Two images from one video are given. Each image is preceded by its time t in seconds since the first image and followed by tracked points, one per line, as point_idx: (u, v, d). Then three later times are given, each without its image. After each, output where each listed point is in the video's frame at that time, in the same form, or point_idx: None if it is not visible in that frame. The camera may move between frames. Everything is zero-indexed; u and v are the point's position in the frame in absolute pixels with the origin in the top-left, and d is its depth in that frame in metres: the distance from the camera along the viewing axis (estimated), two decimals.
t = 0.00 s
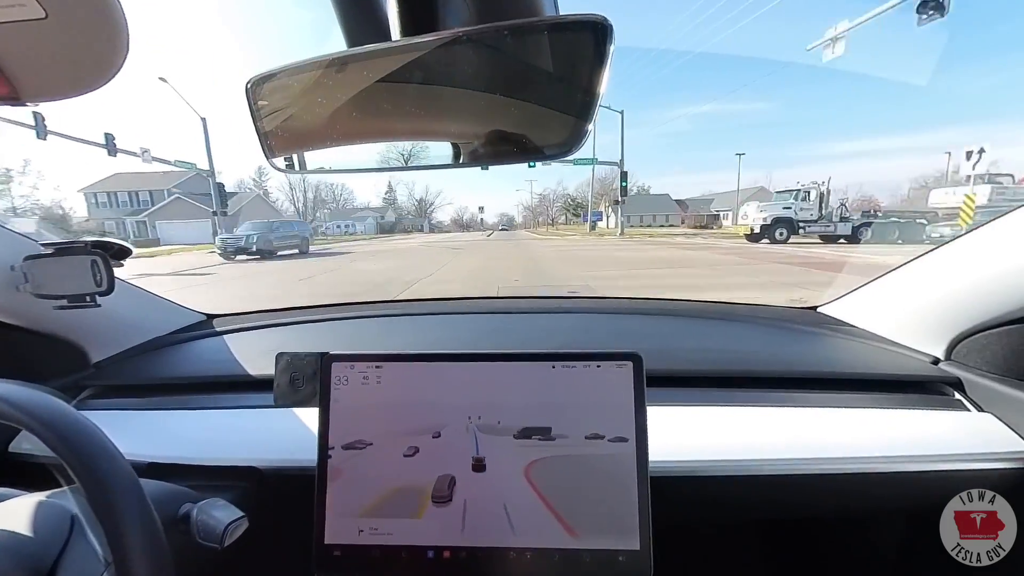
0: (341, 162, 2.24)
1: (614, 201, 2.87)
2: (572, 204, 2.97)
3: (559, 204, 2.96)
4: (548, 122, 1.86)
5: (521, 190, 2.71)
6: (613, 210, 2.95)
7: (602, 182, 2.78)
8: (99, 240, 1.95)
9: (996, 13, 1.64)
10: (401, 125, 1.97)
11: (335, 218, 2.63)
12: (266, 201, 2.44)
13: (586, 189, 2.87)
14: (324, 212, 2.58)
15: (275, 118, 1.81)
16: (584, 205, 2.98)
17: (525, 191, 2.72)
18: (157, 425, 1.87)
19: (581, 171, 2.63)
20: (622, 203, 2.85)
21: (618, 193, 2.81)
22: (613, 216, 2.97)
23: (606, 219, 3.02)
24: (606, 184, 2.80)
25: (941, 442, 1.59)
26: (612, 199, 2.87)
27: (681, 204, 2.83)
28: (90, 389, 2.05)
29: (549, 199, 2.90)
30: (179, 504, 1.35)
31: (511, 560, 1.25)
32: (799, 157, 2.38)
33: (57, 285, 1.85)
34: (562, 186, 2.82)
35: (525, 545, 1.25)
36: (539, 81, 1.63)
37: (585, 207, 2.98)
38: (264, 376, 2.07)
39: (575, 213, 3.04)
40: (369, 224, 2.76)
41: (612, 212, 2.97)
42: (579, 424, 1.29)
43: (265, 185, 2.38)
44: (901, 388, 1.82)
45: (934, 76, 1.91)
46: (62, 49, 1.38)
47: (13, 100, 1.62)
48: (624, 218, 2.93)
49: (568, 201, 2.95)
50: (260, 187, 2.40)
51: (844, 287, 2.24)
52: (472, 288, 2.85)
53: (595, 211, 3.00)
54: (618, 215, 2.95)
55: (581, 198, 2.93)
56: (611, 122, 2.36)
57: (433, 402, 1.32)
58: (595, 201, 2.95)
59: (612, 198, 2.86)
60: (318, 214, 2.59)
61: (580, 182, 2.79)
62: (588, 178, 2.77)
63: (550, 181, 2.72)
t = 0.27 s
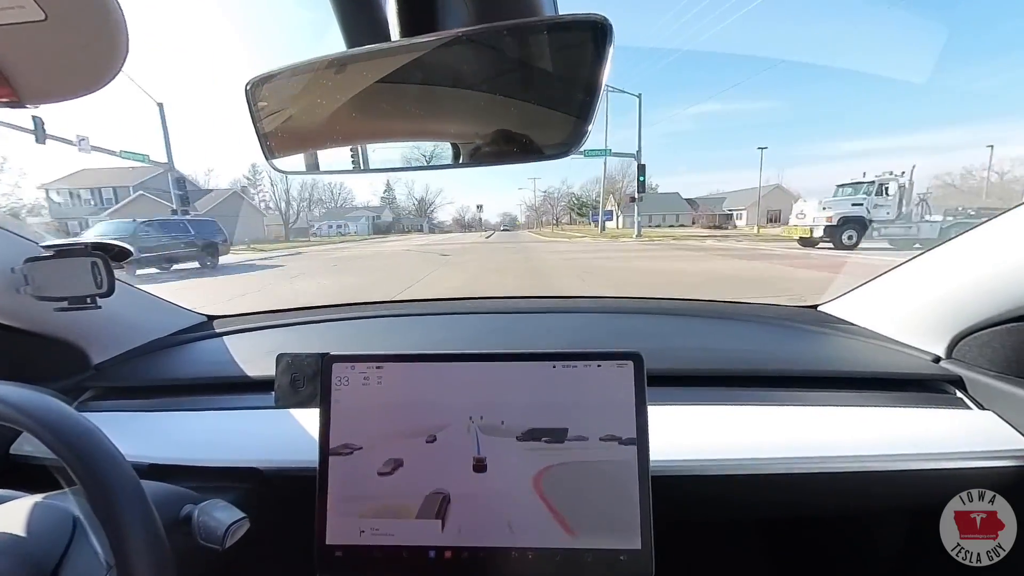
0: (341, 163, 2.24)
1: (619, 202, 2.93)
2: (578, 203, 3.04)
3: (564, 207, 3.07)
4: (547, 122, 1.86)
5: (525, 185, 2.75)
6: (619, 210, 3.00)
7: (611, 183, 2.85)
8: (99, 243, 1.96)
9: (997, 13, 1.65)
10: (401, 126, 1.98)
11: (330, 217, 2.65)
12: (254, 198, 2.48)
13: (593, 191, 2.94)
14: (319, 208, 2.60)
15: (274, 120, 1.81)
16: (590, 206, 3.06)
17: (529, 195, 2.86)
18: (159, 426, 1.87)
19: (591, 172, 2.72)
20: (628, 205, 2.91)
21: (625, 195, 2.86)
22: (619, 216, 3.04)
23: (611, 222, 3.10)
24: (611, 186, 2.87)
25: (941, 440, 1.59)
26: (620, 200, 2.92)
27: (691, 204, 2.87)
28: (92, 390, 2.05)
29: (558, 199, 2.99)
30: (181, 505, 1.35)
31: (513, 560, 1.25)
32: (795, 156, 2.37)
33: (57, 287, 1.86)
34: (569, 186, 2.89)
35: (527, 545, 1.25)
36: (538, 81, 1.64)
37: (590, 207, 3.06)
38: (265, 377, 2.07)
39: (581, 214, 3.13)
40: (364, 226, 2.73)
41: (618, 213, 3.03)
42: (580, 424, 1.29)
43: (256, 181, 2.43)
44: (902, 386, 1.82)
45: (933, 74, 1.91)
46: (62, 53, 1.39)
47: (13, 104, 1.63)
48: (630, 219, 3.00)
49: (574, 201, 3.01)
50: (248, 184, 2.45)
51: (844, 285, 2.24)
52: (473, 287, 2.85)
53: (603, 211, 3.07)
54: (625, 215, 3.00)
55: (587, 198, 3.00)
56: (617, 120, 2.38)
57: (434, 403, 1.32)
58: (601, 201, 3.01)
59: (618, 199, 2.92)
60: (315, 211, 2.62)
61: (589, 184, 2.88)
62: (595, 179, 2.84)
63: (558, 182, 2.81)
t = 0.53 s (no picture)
0: (340, 165, 2.24)
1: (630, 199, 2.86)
2: (584, 203, 3.00)
3: (566, 207, 3.01)
4: (546, 126, 1.86)
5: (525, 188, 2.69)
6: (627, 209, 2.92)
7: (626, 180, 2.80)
8: (99, 245, 1.97)
9: (996, 14, 1.65)
10: (401, 129, 1.98)
11: (321, 218, 2.65)
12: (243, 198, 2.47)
13: (600, 190, 2.91)
14: (309, 207, 2.60)
15: (274, 123, 1.82)
16: (597, 205, 3.00)
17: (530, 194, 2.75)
18: (157, 429, 1.86)
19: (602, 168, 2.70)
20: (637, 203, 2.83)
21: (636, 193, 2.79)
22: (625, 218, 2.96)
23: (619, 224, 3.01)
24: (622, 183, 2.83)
25: (942, 444, 1.58)
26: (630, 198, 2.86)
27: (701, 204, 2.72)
28: (91, 394, 2.04)
29: (563, 199, 2.93)
30: (179, 509, 1.35)
31: (512, 564, 1.24)
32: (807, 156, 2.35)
33: (57, 290, 1.86)
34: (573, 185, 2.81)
35: (526, 549, 1.24)
36: (538, 84, 1.64)
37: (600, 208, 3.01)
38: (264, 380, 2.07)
39: (588, 214, 3.07)
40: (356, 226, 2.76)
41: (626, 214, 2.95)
42: (579, 427, 1.28)
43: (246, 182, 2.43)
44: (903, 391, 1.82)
45: (931, 76, 1.91)
46: (64, 56, 1.39)
47: (15, 107, 1.63)
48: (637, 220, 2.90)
49: (580, 200, 2.96)
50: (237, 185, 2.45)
51: (844, 289, 2.23)
52: (472, 290, 2.85)
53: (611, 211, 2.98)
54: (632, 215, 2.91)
55: (594, 197, 2.96)
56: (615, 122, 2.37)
57: (432, 406, 1.32)
58: (609, 201, 2.95)
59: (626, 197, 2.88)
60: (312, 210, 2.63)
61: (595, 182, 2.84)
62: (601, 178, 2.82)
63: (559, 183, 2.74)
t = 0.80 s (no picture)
0: (338, 165, 2.24)
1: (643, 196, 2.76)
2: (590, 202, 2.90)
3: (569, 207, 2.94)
4: (545, 126, 1.86)
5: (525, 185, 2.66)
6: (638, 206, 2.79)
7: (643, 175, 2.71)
8: (99, 247, 1.99)
9: (996, 15, 1.67)
10: (400, 129, 1.98)
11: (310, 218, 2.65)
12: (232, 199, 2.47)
13: (606, 188, 2.82)
14: (297, 206, 2.58)
15: (274, 124, 1.82)
16: (606, 203, 2.88)
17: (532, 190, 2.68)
18: (159, 430, 1.87)
19: (612, 162, 2.68)
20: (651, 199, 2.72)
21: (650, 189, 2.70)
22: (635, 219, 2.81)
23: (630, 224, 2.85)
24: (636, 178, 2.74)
25: (943, 442, 1.58)
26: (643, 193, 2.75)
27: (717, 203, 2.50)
28: (92, 395, 2.05)
29: (571, 195, 2.86)
30: (181, 509, 1.35)
31: (513, 563, 1.24)
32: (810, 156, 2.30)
33: (58, 292, 1.87)
34: (578, 181, 2.77)
35: (527, 549, 1.25)
36: (537, 84, 1.64)
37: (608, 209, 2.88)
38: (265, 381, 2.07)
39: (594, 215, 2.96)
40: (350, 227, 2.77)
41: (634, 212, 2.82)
42: (580, 427, 1.29)
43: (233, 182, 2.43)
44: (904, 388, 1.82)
45: (931, 74, 1.91)
46: (64, 58, 1.39)
47: (15, 109, 1.64)
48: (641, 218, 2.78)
49: (587, 198, 2.89)
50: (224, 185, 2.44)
51: (845, 287, 2.23)
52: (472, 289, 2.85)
53: (624, 210, 2.85)
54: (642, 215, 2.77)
55: (599, 196, 2.86)
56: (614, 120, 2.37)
57: (433, 407, 1.32)
58: (615, 200, 2.85)
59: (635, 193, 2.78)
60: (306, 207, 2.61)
61: (602, 179, 2.77)
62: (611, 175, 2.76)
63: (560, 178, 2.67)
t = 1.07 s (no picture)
0: (338, 165, 2.24)
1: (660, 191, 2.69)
2: (598, 199, 2.80)
3: (572, 203, 2.83)
4: (545, 126, 1.86)
5: (525, 184, 2.64)
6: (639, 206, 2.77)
7: (659, 169, 2.65)
8: (99, 246, 1.97)
9: (996, 15, 1.69)
10: (400, 129, 1.98)
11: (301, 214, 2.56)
12: (223, 197, 2.44)
13: (614, 183, 2.73)
14: (294, 203, 2.51)
15: (274, 123, 1.82)
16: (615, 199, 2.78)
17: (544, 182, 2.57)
18: (159, 430, 1.87)
19: (618, 159, 2.60)
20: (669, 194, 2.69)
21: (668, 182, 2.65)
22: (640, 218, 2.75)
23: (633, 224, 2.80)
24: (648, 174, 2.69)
25: (943, 441, 1.58)
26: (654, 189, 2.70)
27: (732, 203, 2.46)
28: (92, 395, 2.05)
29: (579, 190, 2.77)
30: (182, 509, 1.35)
31: (513, 563, 1.24)
32: (815, 155, 2.24)
33: (58, 291, 1.87)
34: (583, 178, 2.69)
35: (527, 548, 1.25)
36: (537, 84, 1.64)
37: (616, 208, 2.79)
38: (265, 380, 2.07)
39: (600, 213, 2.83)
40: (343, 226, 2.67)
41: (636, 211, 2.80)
42: (580, 426, 1.29)
43: (221, 178, 2.40)
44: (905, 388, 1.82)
45: (931, 74, 1.92)
46: (64, 57, 1.39)
47: (14, 109, 1.64)
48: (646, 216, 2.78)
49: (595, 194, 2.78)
50: (210, 182, 2.40)
51: (845, 287, 2.24)
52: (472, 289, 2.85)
53: (641, 207, 2.76)
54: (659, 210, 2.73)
55: (605, 194, 2.77)
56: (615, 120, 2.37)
57: (433, 406, 1.32)
58: (624, 198, 2.77)
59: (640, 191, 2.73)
60: (304, 202, 2.56)
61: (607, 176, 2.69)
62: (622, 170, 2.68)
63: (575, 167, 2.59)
